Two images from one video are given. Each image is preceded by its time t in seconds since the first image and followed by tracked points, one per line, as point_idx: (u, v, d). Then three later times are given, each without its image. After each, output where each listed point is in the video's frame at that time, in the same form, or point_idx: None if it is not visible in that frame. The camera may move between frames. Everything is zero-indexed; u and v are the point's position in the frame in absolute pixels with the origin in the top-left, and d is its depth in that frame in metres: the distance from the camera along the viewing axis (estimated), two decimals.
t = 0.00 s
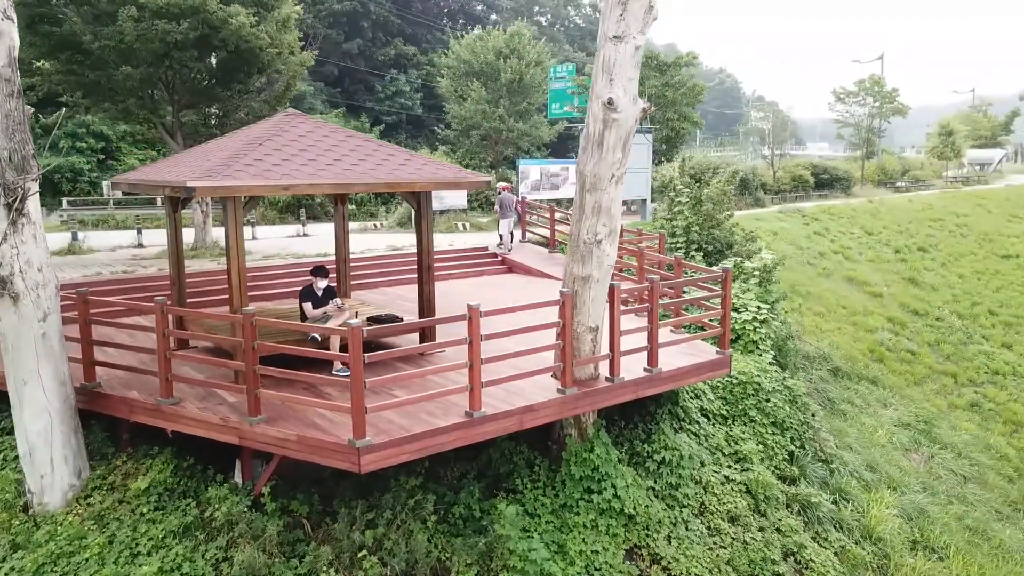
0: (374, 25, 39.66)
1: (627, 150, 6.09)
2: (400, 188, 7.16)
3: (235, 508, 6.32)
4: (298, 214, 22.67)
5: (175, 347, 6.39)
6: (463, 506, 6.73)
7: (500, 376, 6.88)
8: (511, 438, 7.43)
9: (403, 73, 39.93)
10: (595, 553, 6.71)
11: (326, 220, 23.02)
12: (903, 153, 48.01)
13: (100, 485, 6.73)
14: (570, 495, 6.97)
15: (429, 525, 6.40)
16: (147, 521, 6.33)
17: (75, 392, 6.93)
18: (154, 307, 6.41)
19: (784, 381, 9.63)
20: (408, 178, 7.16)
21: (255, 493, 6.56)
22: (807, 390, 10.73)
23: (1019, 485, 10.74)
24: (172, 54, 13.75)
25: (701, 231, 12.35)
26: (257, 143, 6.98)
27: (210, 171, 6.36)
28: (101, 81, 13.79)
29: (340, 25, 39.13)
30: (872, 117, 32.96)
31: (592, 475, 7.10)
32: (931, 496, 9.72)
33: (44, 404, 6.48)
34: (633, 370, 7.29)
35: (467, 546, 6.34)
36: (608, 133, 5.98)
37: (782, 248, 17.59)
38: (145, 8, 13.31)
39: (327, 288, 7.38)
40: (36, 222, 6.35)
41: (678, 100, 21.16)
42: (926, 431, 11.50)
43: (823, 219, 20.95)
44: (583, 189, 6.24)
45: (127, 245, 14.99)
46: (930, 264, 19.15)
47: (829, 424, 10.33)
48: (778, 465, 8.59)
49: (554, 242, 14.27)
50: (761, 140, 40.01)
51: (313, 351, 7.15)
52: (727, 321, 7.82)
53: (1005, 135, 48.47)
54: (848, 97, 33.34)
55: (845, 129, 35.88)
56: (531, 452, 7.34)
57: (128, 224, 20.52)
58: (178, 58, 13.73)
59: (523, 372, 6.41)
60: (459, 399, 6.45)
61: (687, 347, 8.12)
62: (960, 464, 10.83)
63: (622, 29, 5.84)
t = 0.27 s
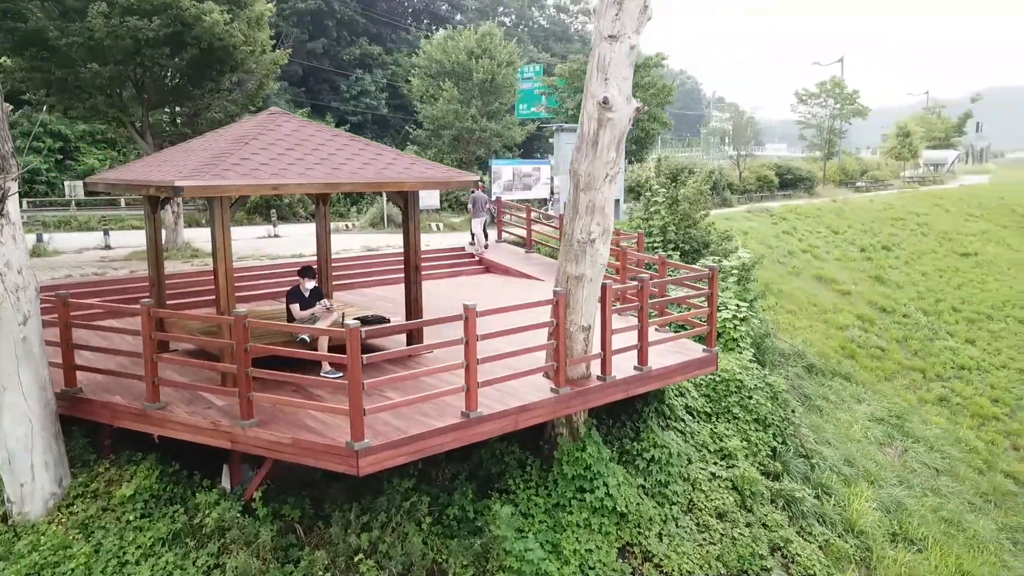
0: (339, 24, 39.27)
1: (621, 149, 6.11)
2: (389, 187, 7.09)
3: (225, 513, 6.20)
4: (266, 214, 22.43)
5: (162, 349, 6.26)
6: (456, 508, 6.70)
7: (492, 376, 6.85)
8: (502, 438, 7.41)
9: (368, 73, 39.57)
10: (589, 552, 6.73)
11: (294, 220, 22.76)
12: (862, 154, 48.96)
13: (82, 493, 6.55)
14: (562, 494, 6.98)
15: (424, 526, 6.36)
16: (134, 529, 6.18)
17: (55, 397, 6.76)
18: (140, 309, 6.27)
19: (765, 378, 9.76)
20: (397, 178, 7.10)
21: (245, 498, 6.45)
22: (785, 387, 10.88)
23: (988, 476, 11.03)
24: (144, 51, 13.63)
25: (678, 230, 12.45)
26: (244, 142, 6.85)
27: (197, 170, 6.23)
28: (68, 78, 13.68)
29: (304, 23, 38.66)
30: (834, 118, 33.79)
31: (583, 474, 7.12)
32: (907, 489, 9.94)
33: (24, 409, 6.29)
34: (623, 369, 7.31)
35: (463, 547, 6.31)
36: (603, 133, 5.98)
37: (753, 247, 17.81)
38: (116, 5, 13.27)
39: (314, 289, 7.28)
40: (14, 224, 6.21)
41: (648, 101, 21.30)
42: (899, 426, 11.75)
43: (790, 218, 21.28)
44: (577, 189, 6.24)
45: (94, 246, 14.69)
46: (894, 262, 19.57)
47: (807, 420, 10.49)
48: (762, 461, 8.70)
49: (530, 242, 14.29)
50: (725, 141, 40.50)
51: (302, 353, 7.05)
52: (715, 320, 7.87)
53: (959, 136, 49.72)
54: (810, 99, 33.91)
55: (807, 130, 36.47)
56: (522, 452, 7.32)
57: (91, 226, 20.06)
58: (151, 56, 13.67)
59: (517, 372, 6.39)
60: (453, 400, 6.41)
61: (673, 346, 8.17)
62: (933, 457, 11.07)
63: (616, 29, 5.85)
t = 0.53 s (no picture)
0: (299, 23, 38.78)
1: (611, 148, 6.13)
2: (375, 186, 7.02)
3: (213, 519, 6.07)
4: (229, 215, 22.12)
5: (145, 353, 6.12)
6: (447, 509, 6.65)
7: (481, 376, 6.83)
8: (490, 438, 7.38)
9: (329, 72, 39.07)
10: (580, 550, 6.74)
11: (258, 221, 22.42)
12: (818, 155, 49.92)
13: (60, 502, 6.34)
14: (552, 493, 6.99)
15: (416, 528, 6.31)
16: (118, 537, 6.02)
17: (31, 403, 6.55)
18: (122, 312, 6.11)
19: (742, 375, 9.90)
20: (382, 177, 7.03)
21: (232, 504, 6.32)
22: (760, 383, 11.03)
23: (955, 468, 11.32)
24: (112, 47, 13.54)
25: (652, 230, 12.55)
26: (226, 140, 6.72)
27: (181, 168, 6.10)
28: (31, 75, 13.55)
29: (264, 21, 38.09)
30: (792, 119, 34.46)
31: (572, 473, 7.14)
32: (880, 481, 10.15)
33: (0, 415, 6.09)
34: (610, 367, 7.34)
35: (456, 548, 6.27)
36: (594, 132, 6.00)
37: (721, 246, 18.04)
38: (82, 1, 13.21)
39: (298, 290, 7.17)
40: None
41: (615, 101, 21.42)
42: (868, 420, 12.00)
43: (755, 218, 21.61)
44: (568, 187, 6.24)
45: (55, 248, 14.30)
46: (856, 260, 19.98)
47: (782, 415, 10.65)
48: (742, 457, 8.82)
49: (504, 242, 14.28)
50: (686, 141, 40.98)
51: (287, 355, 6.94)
52: (698, 317, 7.94)
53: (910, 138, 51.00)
54: (769, 100, 34.50)
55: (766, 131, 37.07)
56: (510, 451, 7.31)
57: (48, 227, 19.51)
58: (118, 52, 13.60)
59: (509, 372, 6.36)
60: (445, 401, 6.37)
61: (656, 344, 8.23)
62: (902, 450, 11.33)
63: (608, 28, 5.87)
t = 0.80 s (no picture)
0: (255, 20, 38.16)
1: (597, 146, 6.18)
2: (356, 184, 6.96)
3: (196, 524, 5.95)
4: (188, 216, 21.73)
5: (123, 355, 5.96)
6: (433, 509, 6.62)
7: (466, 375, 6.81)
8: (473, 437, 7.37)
9: (286, 71, 38.52)
10: (566, 547, 6.77)
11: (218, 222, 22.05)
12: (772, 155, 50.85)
13: (33, 511, 6.10)
14: (537, 491, 7.00)
15: (403, 528, 6.26)
16: (96, 545, 5.84)
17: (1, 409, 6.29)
18: (99, 312, 5.94)
19: (715, 370, 10.04)
20: (364, 175, 6.97)
21: (215, 508, 6.20)
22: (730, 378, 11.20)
23: (917, 458, 11.64)
24: (73, 42, 13.54)
25: (621, 228, 12.66)
26: (205, 137, 6.60)
27: (161, 165, 5.97)
28: None
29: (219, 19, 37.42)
30: (748, 120, 35.06)
31: (556, 470, 7.16)
32: (848, 473, 10.38)
33: None
34: (592, 364, 7.38)
35: (445, 548, 6.24)
36: (581, 130, 6.04)
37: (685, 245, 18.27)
38: None
39: (278, 291, 7.07)
40: None
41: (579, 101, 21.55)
42: (834, 413, 12.27)
43: (716, 217, 21.93)
44: (554, 185, 6.27)
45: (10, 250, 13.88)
46: (815, 258, 20.41)
47: (753, 409, 10.83)
48: (718, 451, 8.94)
49: (473, 241, 14.26)
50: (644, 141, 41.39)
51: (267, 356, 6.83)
52: (676, 314, 8.02)
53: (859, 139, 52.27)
54: (726, 101, 35.05)
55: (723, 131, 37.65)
56: (494, 449, 7.30)
57: None
58: (79, 47, 13.59)
59: (495, 370, 6.36)
60: (431, 400, 6.34)
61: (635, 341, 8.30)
62: (867, 442, 11.61)
63: (595, 27, 5.91)
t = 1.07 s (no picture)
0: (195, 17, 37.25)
1: (570, 144, 6.22)
2: (324, 182, 6.88)
3: (166, 532, 5.80)
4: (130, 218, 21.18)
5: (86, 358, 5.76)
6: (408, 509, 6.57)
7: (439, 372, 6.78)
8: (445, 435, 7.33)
9: (228, 69, 37.62)
10: (541, 543, 6.80)
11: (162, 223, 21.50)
12: (713, 156, 51.86)
13: None
14: (511, 487, 7.02)
15: (380, 529, 6.20)
16: (60, 556, 5.65)
17: None
18: (61, 314, 5.73)
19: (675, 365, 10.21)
20: (332, 172, 6.89)
21: (185, 513, 6.05)
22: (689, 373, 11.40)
23: (867, 447, 12.02)
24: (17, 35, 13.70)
25: (579, 227, 12.78)
26: (169, 133, 6.45)
27: (126, 161, 5.81)
28: None
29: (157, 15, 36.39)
30: (692, 121, 35.67)
31: (529, 466, 7.19)
32: (803, 463, 10.66)
33: None
34: (562, 359, 7.42)
35: (422, 547, 6.21)
36: (555, 127, 6.08)
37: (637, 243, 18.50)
38: None
39: (244, 291, 6.93)
40: None
41: (530, 101, 21.63)
42: (787, 406, 12.59)
43: (665, 215, 22.27)
44: (528, 181, 6.30)
45: None
46: (762, 256, 20.91)
47: (711, 403, 11.05)
48: (682, 445, 9.10)
49: (429, 240, 14.21)
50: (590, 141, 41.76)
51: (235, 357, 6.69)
52: (642, 310, 8.12)
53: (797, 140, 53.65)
54: (670, 102, 35.62)
55: (668, 132, 38.22)
56: (466, 447, 7.29)
57: None
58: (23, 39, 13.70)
59: (471, 367, 6.35)
60: (406, 399, 6.29)
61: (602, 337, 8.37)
62: (819, 433, 11.94)
63: (569, 24, 5.94)
